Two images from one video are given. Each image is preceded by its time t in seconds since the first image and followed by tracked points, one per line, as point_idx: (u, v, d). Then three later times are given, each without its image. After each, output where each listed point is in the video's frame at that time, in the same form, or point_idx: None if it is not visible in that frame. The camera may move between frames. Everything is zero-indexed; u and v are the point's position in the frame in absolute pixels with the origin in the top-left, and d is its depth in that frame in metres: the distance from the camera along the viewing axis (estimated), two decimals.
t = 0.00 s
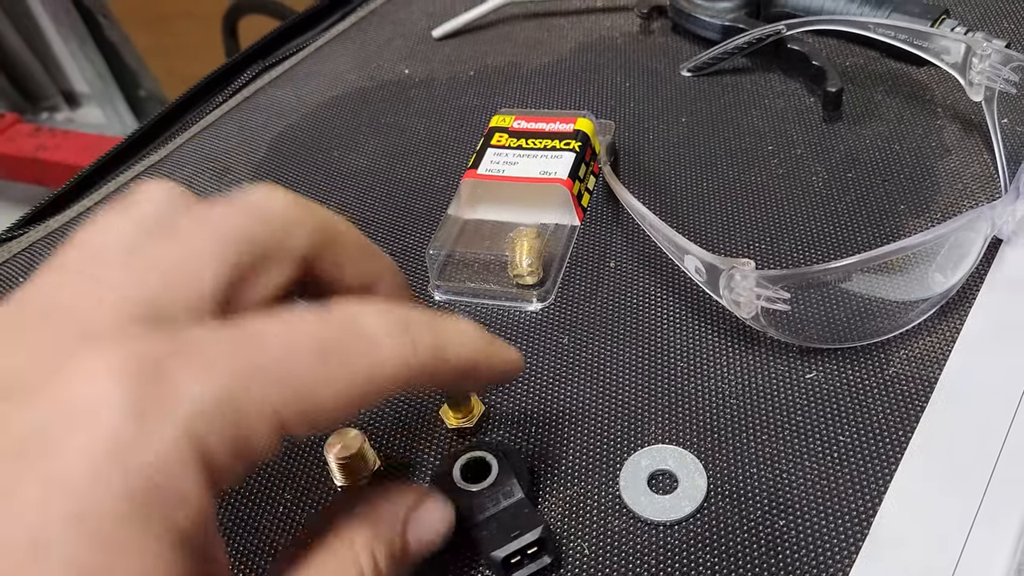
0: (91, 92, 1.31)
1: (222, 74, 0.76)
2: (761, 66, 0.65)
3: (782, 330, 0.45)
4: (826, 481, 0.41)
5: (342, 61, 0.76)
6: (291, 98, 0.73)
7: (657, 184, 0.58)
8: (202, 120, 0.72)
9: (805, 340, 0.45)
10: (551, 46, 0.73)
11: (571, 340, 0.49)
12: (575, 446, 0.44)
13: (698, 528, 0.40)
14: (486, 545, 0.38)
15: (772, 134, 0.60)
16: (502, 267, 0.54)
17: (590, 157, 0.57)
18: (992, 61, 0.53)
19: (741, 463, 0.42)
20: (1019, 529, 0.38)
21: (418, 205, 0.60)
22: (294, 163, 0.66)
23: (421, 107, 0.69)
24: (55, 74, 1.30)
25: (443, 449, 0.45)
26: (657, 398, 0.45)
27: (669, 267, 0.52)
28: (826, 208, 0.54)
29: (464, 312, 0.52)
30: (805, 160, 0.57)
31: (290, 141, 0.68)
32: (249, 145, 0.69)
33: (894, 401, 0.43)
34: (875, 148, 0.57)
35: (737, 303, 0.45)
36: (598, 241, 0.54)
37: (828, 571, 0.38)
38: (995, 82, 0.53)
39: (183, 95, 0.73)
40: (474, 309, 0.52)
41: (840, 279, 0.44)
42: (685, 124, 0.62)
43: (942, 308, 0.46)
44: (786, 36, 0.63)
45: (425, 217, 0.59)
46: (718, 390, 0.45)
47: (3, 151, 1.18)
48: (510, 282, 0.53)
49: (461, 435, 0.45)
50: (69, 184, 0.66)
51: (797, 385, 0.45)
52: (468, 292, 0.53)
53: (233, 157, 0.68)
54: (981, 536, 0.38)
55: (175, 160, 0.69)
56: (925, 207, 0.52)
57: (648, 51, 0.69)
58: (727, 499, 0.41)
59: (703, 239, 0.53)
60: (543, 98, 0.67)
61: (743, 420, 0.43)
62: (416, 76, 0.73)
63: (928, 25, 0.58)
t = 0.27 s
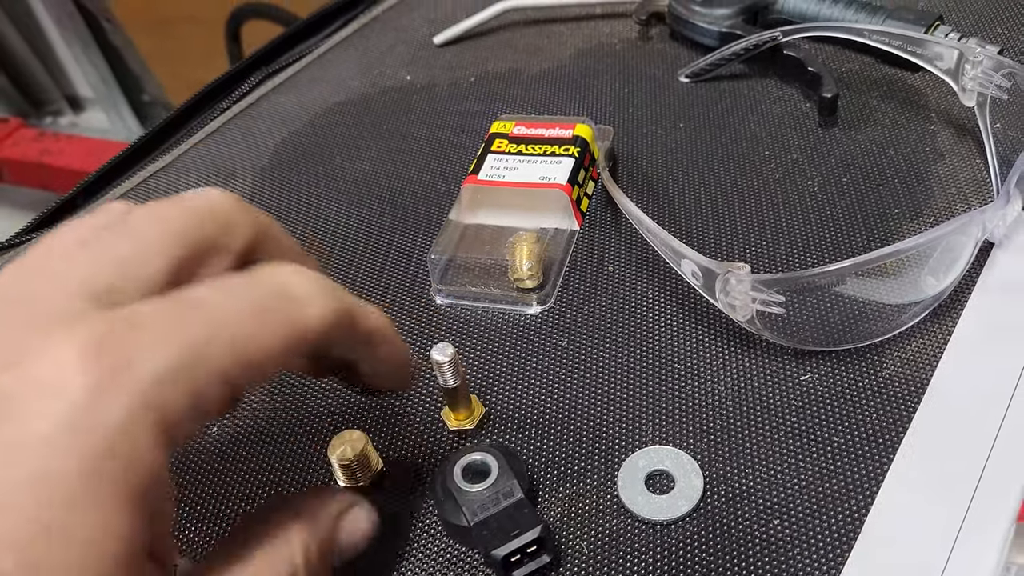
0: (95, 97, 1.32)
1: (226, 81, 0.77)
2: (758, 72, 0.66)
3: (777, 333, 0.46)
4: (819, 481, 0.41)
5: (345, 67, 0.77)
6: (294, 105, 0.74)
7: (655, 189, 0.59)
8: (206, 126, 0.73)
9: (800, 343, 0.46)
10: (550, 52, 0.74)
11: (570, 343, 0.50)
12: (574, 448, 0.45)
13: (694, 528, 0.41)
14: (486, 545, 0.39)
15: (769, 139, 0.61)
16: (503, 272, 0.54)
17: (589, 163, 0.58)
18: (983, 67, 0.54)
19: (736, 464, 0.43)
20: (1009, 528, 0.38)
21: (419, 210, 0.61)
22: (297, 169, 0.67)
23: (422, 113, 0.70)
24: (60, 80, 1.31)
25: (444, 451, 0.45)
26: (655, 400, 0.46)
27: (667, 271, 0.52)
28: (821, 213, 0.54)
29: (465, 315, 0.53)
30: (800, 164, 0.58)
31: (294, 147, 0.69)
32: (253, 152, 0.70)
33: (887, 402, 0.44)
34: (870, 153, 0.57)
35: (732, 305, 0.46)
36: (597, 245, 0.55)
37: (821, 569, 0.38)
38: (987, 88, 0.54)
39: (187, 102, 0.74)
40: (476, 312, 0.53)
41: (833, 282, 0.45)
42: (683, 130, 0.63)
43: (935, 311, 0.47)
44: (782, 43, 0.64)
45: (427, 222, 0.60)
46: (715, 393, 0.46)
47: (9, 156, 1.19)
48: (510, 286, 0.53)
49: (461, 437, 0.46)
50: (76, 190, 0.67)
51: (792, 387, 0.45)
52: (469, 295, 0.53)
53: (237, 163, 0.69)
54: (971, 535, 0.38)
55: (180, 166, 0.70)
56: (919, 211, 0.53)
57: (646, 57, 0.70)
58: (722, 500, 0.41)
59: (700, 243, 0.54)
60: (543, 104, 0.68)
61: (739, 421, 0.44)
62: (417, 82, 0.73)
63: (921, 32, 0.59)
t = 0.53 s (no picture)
0: (97, 98, 1.31)
1: (229, 79, 0.77)
2: (763, 69, 0.66)
3: (785, 328, 0.46)
4: (828, 476, 0.41)
5: (348, 66, 0.77)
6: (297, 103, 0.74)
7: (660, 186, 0.59)
8: (210, 125, 0.73)
9: (807, 339, 0.46)
10: (554, 49, 0.74)
11: (576, 340, 0.50)
12: (581, 444, 0.44)
13: (702, 524, 0.40)
14: (493, 541, 0.38)
15: (774, 135, 0.60)
16: (508, 269, 0.54)
17: (594, 160, 0.58)
18: (991, 62, 0.54)
19: (744, 459, 0.42)
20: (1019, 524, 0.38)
21: (424, 208, 0.61)
22: (301, 167, 0.67)
23: (426, 110, 0.70)
24: (61, 80, 1.29)
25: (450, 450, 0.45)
26: (661, 396, 0.46)
27: (673, 268, 0.52)
28: (827, 209, 0.54)
29: (472, 312, 0.52)
30: (806, 161, 0.58)
31: (298, 145, 0.69)
32: (256, 150, 0.70)
33: (896, 397, 0.44)
34: (876, 149, 0.57)
35: (740, 301, 0.46)
36: (603, 242, 0.55)
37: (831, 565, 0.38)
38: (994, 83, 0.54)
39: (190, 101, 0.74)
40: (482, 309, 0.52)
41: (842, 278, 0.44)
42: (688, 127, 0.63)
43: (943, 307, 0.47)
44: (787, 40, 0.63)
45: (432, 219, 0.59)
46: (722, 388, 0.45)
47: (11, 157, 1.19)
48: (516, 283, 0.53)
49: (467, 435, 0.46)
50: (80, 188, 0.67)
51: (799, 382, 0.45)
52: (475, 293, 0.53)
53: (241, 161, 0.69)
54: (982, 530, 0.38)
55: (183, 165, 0.70)
56: (926, 207, 0.53)
57: (650, 54, 0.70)
58: (731, 495, 0.41)
59: (707, 240, 0.54)
60: (547, 101, 0.68)
61: (747, 417, 0.44)
62: (421, 80, 0.73)
63: (927, 27, 0.59)
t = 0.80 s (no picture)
0: (96, 101, 1.32)
1: (227, 84, 0.77)
2: (760, 74, 0.66)
3: (782, 335, 0.46)
4: (826, 484, 0.41)
5: (346, 70, 0.77)
6: (295, 108, 0.74)
7: (658, 191, 0.59)
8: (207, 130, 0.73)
9: (804, 345, 0.46)
10: (552, 54, 0.73)
11: (573, 346, 0.49)
12: (578, 452, 0.44)
13: (700, 532, 0.40)
14: (495, 546, 0.38)
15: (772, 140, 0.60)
16: (505, 275, 0.54)
17: (592, 165, 0.58)
18: (988, 68, 0.54)
19: (742, 467, 0.42)
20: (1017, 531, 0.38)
21: (421, 213, 0.61)
22: (299, 172, 0.67)
23: (423, 115, 0.70)
24: (62, 83, 1.32)
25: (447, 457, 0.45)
26: (659, 403, 0.46)
27: (670, 273, 0.52)
28: (825, 214, 0.54)
29: (468, 318, 0.52)
30: (804, 166, 0.58)
31: (295, 150, 0.69)
32: (254, 155, 0.70)
33: (893, 404, 0.44)
34: (874, 155, 0.57)
35: (737, 309, 0.46)
36: (600, 247, 0.55)
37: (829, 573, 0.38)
38: (991, 89, 0.54)
39: (188, 106, 0.74)
40: (479, 315, 0.52)
41: (838, 284, 0.44)
42: (685, 132, 0.63)
43: (940, 313, 0.47)
44: (785, 44, 0.63)
45: (429, 224, 0.59)
46: (720, 395, 0.45)
47: (9, 161, 1.19)
48: (513, 289, 0.53)
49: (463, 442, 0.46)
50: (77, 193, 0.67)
51: (797, 389, 0.45)
52: (472, 299, 0.53)
53: (238, 166, 0.69)
54: (980, 538, 0.38)
55: (181, 169, 0.70)
56: (923, 213, 0.52)
57: (648, 59, 0.70)
58: (729, 503, 0.41)
59: (704, 245, 0.54)
60: (545, 106, 0.68)
61: (745, 425, 0.44)
62: (419, 85, 0.73)
63: (925, 32, 0.59)
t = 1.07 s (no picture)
0: (96, 102, 1.31)
1: (228, 81, 0.77)
2: (763, 71, 0.66)
3: (786, 331, 0.46)
4: (831, 481, 0.41)
5: (347, 68, 0.77)
6: (297, 105, 0.73)
7: (661, 188, 0.58)
8: (208, 127, 0.73)
9: (808, 342, 0.46)
10: (554, 52, 0.73)
11: (576, 343, 0.49)
12: (582, 448, 0.44)
13: (704, 528, 0.40)
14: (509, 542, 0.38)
15: (775, 138, 0.60)
16: (508, 271, 0.54)
17: (594, 162, 0.57)
18: (993, 63, 0.54)
19: (746, 464, 0.42)
20: None
21: (423, 210, 0.60)
22: (301, 169, 0.67)
23: (425, 113, 0.70)
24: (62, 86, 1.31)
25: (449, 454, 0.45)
26: (663, 400, 0.45)
27: (673, 270, 0.52)
28: (829, 211, 0.54)
29: (470, 315, 0.52)
30: (807, 163, 0.58)
31: (297, 148, 0.69)
32: (255, 152, 0.69)
33: (899, 400, 0.43)
34: (878, 152, 0.57)
35: (742, 305, 0.46)
36: (603, 244, 0.55)
37: (834, 569, 0.38)
38: (996, 85, 0.54)
39: (189, 103, 0.74)
40: (481, 312, 0.52)
41: (843, 280, 0.44)
42: (688, 129, 0.63)
43: (946, 309, 0.47)
44: (788, 41, 0.63)
45: (431, 222, 0.59)
46: (724, 392, 0.45)
47: (9, 161, 1.19)
48: (516, 286, 0.53)
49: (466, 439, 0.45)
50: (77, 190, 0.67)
51: (802, 386, 0.45)
52: (474, 296, 0.53)
53: (240, 164, 0.68)
54: (987, 534, 0.38)
55: (182, 167, 0.69)
56: (927, 209, 0.52)
57: (650, 57, 0.70)
58: (733, 499, 0.41)
59: (707, 242, 0.54)
60: (547, 103, 0.68)
61: (748, 421, 0.44)
62: (420, 83, 0.73)
63: (928, 29, 0.58)
